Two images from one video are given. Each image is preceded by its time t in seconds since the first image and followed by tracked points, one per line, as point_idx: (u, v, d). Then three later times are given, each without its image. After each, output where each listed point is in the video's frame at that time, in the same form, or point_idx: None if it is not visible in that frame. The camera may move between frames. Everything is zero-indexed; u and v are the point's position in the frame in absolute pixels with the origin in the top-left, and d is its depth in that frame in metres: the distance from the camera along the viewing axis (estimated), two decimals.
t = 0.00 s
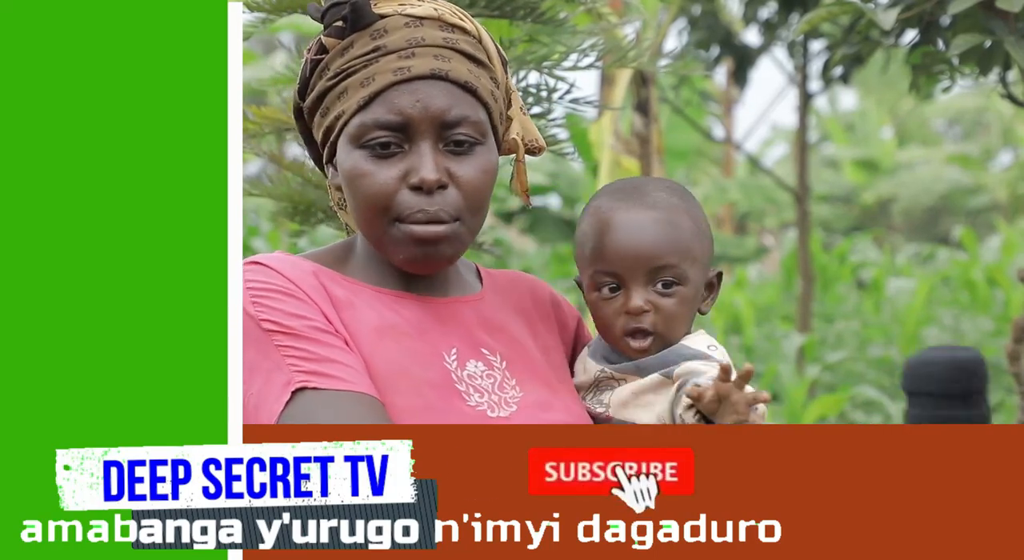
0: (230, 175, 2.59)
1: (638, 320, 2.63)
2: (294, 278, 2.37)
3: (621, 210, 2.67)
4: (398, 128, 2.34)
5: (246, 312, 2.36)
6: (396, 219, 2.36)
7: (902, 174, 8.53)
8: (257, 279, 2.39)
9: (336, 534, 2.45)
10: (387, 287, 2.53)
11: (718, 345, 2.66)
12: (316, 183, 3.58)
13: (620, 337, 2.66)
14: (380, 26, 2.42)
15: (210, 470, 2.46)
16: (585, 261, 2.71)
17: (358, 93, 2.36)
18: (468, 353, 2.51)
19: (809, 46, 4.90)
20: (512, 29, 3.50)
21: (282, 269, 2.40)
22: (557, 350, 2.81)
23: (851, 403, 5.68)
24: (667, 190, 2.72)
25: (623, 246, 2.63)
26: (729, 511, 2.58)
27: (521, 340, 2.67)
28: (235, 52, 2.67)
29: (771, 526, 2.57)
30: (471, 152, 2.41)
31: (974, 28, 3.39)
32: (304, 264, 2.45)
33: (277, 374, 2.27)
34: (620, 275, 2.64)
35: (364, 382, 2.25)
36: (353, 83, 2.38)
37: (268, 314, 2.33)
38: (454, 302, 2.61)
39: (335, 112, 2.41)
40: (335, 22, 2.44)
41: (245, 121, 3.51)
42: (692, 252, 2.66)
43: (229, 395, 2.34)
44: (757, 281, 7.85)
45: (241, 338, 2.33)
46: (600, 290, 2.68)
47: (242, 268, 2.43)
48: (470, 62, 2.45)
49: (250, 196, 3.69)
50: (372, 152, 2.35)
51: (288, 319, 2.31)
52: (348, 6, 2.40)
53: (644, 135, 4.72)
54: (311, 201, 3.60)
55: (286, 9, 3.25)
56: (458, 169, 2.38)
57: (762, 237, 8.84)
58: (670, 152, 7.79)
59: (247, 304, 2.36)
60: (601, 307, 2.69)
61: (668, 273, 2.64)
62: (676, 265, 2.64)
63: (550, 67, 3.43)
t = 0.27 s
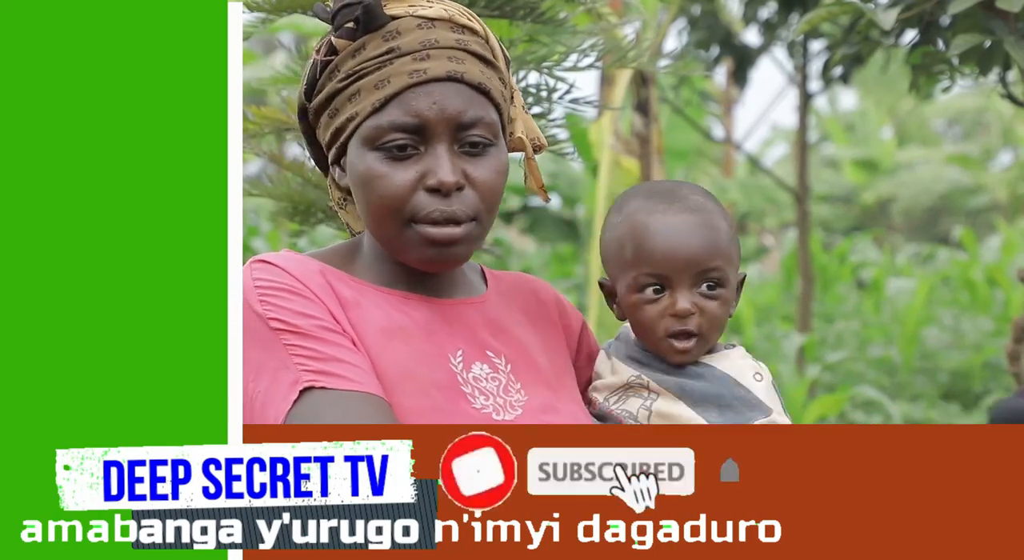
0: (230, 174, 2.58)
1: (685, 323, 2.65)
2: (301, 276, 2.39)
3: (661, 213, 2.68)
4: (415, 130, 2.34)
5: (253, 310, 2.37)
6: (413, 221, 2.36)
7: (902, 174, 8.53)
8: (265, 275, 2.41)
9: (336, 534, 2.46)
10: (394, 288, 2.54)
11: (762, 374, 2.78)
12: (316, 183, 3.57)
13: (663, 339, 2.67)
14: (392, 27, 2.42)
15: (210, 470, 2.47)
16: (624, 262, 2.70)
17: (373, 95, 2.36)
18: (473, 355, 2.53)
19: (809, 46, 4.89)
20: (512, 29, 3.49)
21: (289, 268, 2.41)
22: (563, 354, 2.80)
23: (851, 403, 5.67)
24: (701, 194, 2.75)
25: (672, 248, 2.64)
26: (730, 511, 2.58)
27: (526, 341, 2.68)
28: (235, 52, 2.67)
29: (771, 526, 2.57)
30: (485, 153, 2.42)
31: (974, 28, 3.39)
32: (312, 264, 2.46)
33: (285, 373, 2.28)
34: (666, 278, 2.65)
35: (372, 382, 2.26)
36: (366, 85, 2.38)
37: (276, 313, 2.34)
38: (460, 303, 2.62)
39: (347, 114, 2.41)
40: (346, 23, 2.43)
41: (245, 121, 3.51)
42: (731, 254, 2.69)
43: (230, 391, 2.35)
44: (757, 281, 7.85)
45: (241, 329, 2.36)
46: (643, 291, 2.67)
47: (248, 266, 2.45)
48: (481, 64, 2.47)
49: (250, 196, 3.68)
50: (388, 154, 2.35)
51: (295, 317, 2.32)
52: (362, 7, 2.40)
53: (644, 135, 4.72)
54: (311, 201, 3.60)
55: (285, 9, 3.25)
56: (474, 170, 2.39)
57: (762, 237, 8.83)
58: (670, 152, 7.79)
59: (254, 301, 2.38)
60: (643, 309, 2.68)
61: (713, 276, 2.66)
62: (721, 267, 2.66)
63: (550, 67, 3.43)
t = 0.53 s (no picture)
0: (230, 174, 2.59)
1: (704, 317, 2.66)
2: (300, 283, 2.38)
3: (676, 211, 2.70)
4: (423, 133, 2.35)
5: (253, 317, 2.37)
6: (421, 222, 2.37)
7: (902, 174, 8.53)
8: (266, 282, 2.41)
9: (336, 534, 2.47)
10: (394, 292, 2.53)
11: (783, 368, 2.76)
12: (316, 183, 3.58)
13: (684, 333, 2.68)
14: (397, 30, 2.43)
15: (210, 470, 2.47)
16: (641, 260, 2.72)
17: (379, 97, 2.36)
18: (474, 357, 2.53)
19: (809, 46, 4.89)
20: (512, 29, 3.49)
21: (289, 274, 2.41)
22: (563, 355, 2.80)
23: (851, 403, 5.68)
24: (714, 194, 2.77)
25: (688, 244, 2.66)
26: (729, 511, 2.58)
27: (527, 344, 2.68)
28: (235, 52, 2.67)
29: (771, 526, 2.57)
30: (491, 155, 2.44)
31: (974, 27, 3.39)
32: (312, 269, 2.46)
33: (287, 381, 2.29)
34: (684, 273, 2.66)
35: (374, 389, 2.27)
36: (372, 87, 2.38)
37: (277, 320, 2.34)
38: (461, 305, 2.61)
39: (351, 116, 2.40)
40: (349, 25, 2.43)
41: (245, 121, 3.52)
42: (746, 250, 2.72)
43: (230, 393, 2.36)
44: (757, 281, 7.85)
45: (241, 334, 2.36)
46: (661, 287, 2.69)
47: (248, 273, 2.45)
48: (484, 66, 2.48)
49: (250, 196, 3.68)
50: (395, 156, 2.35)
51: (296, 325, 2.32)
52: (367, 9, 2.40)
53: (644, 135, 4.72)
54: (311, 201, 3.60)
55: (285, 9, 3.25)
56: (481, 172, 2.40)
57: (762, 237, 8.83)
58: (669, 152, 7.80)
59: (255, 309, 2.38)
60: (662, 305, 2.69)
61: (729, 271, 2.68)
62: (736, 262, 2.68)
63: (550, 67, 3.43)
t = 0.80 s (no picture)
0: (230, 174, 2.59)
1: (696, 322, 2.68)
2: (303, 286, 2.39)
3: (661, 216, 2.70)
4: (421, 135, 2.35)
5: (255, 321, 2.37)
6: (421, 225, 2.37)
7: (902, 174, 8.53)
8: (267, 286, 2.41)
9: (336, 534, 2.47)
10: (395, 293, 2.54)
11: (780, 363, 2.80)
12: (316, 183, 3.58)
13: (677, 340, 2.70)
14: (391, 31, 2.43)
15: (210, 470, 2.48)
16: (630, 269, 2.72)
17: (377, 100, 2.36)
18: (476, 357, 2.54)
19: (809, 46, 4.89)
20: (513, 30, 3.50)
21: (290, 279, 2.41)
22: (562, 352, 2.79)
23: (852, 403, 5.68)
24: (698, 191, 2.77)
25: (675, 251, 2.66)
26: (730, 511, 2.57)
27: (528, 341, 2.69)
28: (235, 52, 2.67)
29: (771, 526, 2.57)
30: (489, 155, 2.44)
31: (974, 28, 3.39)
32: (313, 272, 2.47)
33: (293, 385, 2.29)
34: (672, 281, 2.67)
35: (380, 391, 2.27)
36: (369, 91, 2.37)
37: (280, 324, 2.34)
38: (461, 305, 2.62)
39: (347, 120, 2.40)
40: (343, 28, 2.44)
41: (245, 121, 3.52)
42: (733, 248, 2.71)
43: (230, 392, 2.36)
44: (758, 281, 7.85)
45: (241, 338, 2.37)
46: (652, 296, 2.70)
47: (248, 276, 2.45)
48: (478, 66, 2.49)
49: (250, 196, 3.68)
50: (394, 160, 2.35)
51: (300, 328, 2.32)
52: (360, 13, 2.40)
53: (644, 136, 4.72)
54: (311, 202, 3.60)
55: (286, 9, 3.25)
56: (480, 172, 2.41)
57: (762, 238, 8.83)
58: (670, 152, 7.80)
59: (257, 313, 2.38)
60: (654, 314, 2.71)
61: (717, 273, 2.68)
62: (724, 263, 2.68)
63: (550, 67, 3.42)
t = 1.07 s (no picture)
0: (230, 175, 2.59)
1: (681, 321, 2.71)
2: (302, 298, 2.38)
3: (636, 217, 2.72)
4: (425, 143, 2.35)
5: (255, 335, 2.36)
6: (427, 233, 2.38)
7: (902, 174, 8.52)
8: (265, 298, 2.40)
9: (336, 534, 2.48)
10: (394, 298, 2.54)
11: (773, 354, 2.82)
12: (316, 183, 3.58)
13: (666, 339, 2.74)
14: (389, 38, 2.43)
15: (210, 470, 2.49)
16: (612, 273, 2.75)
17: (379, 109, 2.36)
18: (477, 362, 2.53)
19: (809, 46, 4.89)
20: (513, 30, 3.52)
21: (289, 290, 2.40)
22: (564, 352, 2.80)
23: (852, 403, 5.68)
24: (670, 187, 2.79)
25: (653, 253, 2.68)
26: (729, 511, 2.58)
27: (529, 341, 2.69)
28: (235, 52, 2.67)
29: (771, 526, 2.58)
30: (491, 159, 2.46)
31: (975, 28, 3.40)
32: (312, 282, 2.46)
33: (294, 400, 2.28)
34: (653, 282, 2.70)
35: (383, 403, 2.27)
36: (370, 99, 2.37)
37: (279, 337, 2.33)
38: (460, 308, 2.62)
39: (348, 128, 2.39)
40: (341, 36, 2.43)
41: (245, 121, 3.52)
42: (714, 243, 2.73)
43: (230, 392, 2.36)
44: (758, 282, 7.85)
45: (241, 353, 2.37)
46: (635, 298, 2.74)
47: (247, 288, 2.45)
48: (476, 69, 2.50)
49: (250, 196, 3.68)
50: (399, 168, 2.35)
51: (298, 341, 2.31)
52: (358, 20, 2.39)
53: (644, 136, 4.72)
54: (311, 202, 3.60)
55: (286, 9, 3.25)
56: (483, 177, 2.42)
57: (762, 238, 8.83)
58: (670, 152, 7.80)
59: (256, 327, 2.37)
60: (640, 315, 2.75)
61: (699, 270, 2.70)
62: (705, 260, 2.70)
63: (550, 67, 3.41)
